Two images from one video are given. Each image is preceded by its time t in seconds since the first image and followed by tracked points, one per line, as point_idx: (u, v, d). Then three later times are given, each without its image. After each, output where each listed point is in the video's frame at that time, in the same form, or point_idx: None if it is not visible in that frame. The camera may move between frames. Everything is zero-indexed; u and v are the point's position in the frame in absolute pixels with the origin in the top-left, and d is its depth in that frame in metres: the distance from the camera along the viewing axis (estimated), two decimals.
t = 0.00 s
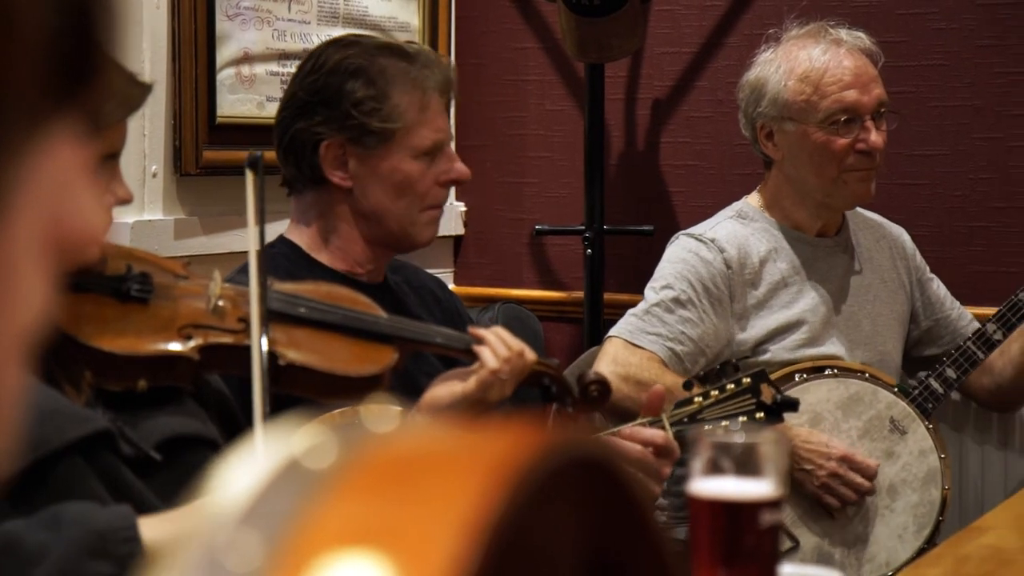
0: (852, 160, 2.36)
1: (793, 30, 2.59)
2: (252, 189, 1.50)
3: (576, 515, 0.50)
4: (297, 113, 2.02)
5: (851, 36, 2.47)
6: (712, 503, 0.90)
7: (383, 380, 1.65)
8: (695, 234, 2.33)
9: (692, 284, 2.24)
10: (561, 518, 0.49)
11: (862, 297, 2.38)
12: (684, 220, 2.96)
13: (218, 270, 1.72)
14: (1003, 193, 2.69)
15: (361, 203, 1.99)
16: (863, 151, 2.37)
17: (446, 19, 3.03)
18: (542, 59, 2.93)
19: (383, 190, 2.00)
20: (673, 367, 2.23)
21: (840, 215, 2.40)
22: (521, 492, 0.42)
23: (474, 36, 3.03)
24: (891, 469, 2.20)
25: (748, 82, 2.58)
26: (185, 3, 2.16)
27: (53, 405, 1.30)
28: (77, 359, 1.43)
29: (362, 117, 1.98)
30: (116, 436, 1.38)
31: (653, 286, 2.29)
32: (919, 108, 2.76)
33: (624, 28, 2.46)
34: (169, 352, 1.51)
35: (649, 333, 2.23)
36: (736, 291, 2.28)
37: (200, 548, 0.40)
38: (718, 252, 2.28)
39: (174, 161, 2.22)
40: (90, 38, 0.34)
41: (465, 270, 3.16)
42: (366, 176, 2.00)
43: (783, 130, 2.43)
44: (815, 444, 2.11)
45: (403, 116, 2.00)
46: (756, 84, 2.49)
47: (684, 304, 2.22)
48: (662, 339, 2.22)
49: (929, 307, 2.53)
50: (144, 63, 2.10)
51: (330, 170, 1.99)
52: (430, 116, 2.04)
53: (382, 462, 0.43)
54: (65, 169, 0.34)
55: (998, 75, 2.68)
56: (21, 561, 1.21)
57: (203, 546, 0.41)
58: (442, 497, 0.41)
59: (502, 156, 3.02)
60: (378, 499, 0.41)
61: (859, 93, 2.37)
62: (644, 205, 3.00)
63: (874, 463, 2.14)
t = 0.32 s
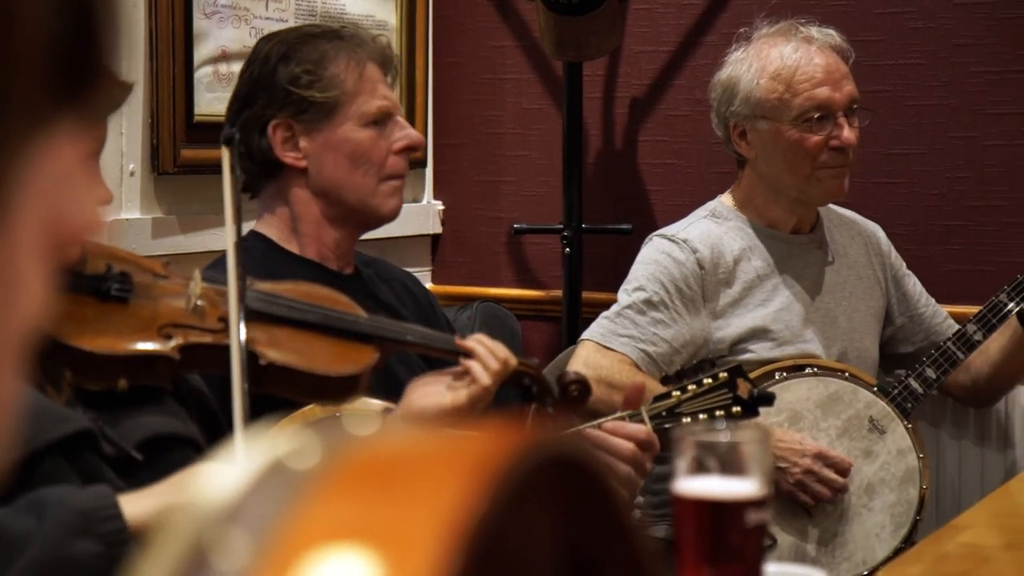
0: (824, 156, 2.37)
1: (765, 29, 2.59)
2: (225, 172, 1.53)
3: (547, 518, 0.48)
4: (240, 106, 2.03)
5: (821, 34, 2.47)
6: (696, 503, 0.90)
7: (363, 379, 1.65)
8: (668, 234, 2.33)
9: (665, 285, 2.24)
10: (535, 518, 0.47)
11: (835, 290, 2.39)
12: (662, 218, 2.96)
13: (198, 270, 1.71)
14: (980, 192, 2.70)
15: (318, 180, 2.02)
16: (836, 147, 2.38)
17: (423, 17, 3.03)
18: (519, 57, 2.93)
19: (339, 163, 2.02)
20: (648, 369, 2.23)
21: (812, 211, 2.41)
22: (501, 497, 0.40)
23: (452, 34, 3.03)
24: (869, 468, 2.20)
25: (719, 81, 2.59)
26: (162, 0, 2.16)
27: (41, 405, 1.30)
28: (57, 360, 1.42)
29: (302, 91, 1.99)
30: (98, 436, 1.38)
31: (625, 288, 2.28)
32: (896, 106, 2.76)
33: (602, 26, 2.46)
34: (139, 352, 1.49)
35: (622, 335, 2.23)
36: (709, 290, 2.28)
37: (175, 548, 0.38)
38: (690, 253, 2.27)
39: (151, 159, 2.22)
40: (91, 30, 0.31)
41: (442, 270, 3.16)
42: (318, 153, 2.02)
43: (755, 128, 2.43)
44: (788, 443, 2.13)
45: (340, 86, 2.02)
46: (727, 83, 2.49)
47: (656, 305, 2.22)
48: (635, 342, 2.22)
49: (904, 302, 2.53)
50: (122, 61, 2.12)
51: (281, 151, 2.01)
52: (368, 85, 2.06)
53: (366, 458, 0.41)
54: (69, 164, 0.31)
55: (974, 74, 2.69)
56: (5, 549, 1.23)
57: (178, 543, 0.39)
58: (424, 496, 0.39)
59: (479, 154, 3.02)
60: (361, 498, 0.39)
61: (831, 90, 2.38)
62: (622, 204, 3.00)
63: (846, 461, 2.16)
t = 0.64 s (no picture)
0: (805, 153, 2.36)
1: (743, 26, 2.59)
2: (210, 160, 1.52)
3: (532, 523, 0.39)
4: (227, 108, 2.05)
5: (801, 31, 2.47)
6: (689, 502, 0.89)
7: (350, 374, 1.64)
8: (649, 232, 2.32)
9: (646, 284, 2.23)
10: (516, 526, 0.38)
11: (817, 286, 2.39)
12: (647, 216, 2.96)
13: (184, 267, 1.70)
14: (964, 190, 2.70)
15: (303, 172, 2.02)
16: (816, 144, 2.37)
17: (407, 14, 3.02)
18: (504, 55, 2.93)
19: (323, 154, 2.03)
20: (630, 369, 2.22)
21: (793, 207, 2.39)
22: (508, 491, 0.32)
23: (435, 31, 3.03)
24: (855, 467, 2.20)
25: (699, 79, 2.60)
26: None
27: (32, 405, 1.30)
28: (44, 358, 1.42)
29: (283, 83, 2.01)
30: (86, 433, 1.39)
31: (607, 287, 2.28)
32: (880, 105, 2.77)
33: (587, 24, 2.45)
34: (122, 348, 1.47)
35: (603, 334, 2.23)
36: (689, 289, 2.28)
37: None
38: (670, 251, 2.27)
39: (134, 157, 2.21)
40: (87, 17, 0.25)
41: (426, 267, 3.16)
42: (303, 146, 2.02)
43: (735, 126, 2.43)
44: (773, 434, 2.11)
45: (322, 77, 2.04)
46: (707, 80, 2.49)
47: (637, 304, 2.22)
48: (616, 341, 2.22)
49: (887, 298, 2.53)
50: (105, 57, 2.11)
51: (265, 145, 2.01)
52: (350, 77, 2.08)
53: (351, 453, 0.33)
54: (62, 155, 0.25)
55: (958, 73, 2.69)
56: None
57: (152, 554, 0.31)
58: (419, 496, 0.31)
59: (463, 152, 3.02)
60: (345, 506, 0.31)
61: (810, 86, 2.37)
62: (606, 202, 3.00)
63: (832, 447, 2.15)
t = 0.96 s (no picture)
0: (783, 149, 2.36)
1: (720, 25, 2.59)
2: (196, 151, 1.47)
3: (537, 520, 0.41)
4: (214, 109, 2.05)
5: (776, 28, 2.47)
6: (676, 503, 0.88)
7: (336, 379, 1.63)
8: (629, 233, 2.32)
9: (627, 285, 2.24)
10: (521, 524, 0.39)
11: (796, 286, 2.39)
12: (626, 215, 2.96)
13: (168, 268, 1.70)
14: (943, 189, 2.71)
15: (289, 168, 2.02)
16: (793, 141, 2.37)
17: (386, 13, 3.02)
18: (483, 53, 2.93)
19: (309, 147, 2.03)
20: (611, 371, 2.22)
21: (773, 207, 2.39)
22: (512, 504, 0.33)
23: (415, 30, 3.03)
24: (835, 468, 2.20)
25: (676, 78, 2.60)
26: None
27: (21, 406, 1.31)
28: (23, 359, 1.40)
29: (267, 78, 2.01)
30: (69, 436, 1.40)
31: (588, 288, 2.28)
32: (859, 104, 2.77)
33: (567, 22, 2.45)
34: (104, 351, 1.46)
35: (585, 336, 2.23)
36: (670, 290, 2.28)
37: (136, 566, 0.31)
38: (651, 252, 2.27)
39: (113, 156, 2.20)
40: None
41: (405, 266, 3.15)
42: (290, 142, 2.03)
43: (712, 124, 2.44)
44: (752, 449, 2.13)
45: (307, 72, 2.04)
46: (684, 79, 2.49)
47: (619, 305, 2.22)
48: (598, 343, 2.22)
49: (865, 296, 2.54)
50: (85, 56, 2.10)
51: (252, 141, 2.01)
52: (334, 72, 2.08)
53: (366, 455, 0.34)
54: (60, 150, 0.27)
55: (937, 72, 2.70)
56: None
57: (154, 571, 0.31)
58: (428, 507, 0.32)
59: (442, 151, 3.02)
60: (357, 510, 0.32)
61: (787, 83, 2.38)
62: (585, 201, 3.00)
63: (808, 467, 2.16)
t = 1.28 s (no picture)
0: (756, 150, 2.36)
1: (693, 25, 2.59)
2: (172, 147, 1.46)
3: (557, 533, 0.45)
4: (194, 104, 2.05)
5: (749, 28, 2.47)
6: (655, 502, 0.86)
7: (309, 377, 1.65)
8: (602, 234, 2.32)
9: (600, 287, 2.23)
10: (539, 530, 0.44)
11: (770, 286, 2.39)
12: (600, 215, 2.96)
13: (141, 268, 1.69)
14: (916, 189, 2.71)
15: (268, 160, 2.02)
16: (767, 142, 2.37)
17: (360, 11, 3.02)
18: (456, 52, 2.93)
19: (288, 141, 2.02)
20: (585, 373, 2.21)
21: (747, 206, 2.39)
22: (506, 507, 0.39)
23: (388, 28, 3.03)
24: (809, 467, 2.21)
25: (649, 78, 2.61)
26: None
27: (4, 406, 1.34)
28: None
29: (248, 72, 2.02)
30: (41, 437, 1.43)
31: (561, 290, 2.27)
32: (832, 103, 2.78)
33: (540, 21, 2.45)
34: (82, 350, 1.45)
35: (558, 338, 2.22)
36: (644, 290, 2.28)
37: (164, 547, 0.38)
38: (625, 253, 2.27)
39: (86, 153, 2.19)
40: (88, 23, 0.35)
41: (379, 265, 3.15)
42: (270, 134, 2.02)
43: (686, 125, 2.44)
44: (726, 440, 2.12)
45: (287, 68, 2.04)
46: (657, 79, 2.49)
47: (592, 307, 2.22)
48: (571, 345, 2.21)
49: (839, 294, 2.54)
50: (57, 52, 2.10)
51: (231, 133, 2.01)
52: (314, 69, 2.08)
53: (363, 460, 0.40)
54: (51, 161, 0.36)
55: (909, 72, 2.71)
56: None
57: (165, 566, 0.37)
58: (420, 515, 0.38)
59: (415, 150, 3.02)
60: (352, 514, 0.38)
61: (760, 83, 2.38)
62: (558, 200, 3.00)
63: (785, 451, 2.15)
